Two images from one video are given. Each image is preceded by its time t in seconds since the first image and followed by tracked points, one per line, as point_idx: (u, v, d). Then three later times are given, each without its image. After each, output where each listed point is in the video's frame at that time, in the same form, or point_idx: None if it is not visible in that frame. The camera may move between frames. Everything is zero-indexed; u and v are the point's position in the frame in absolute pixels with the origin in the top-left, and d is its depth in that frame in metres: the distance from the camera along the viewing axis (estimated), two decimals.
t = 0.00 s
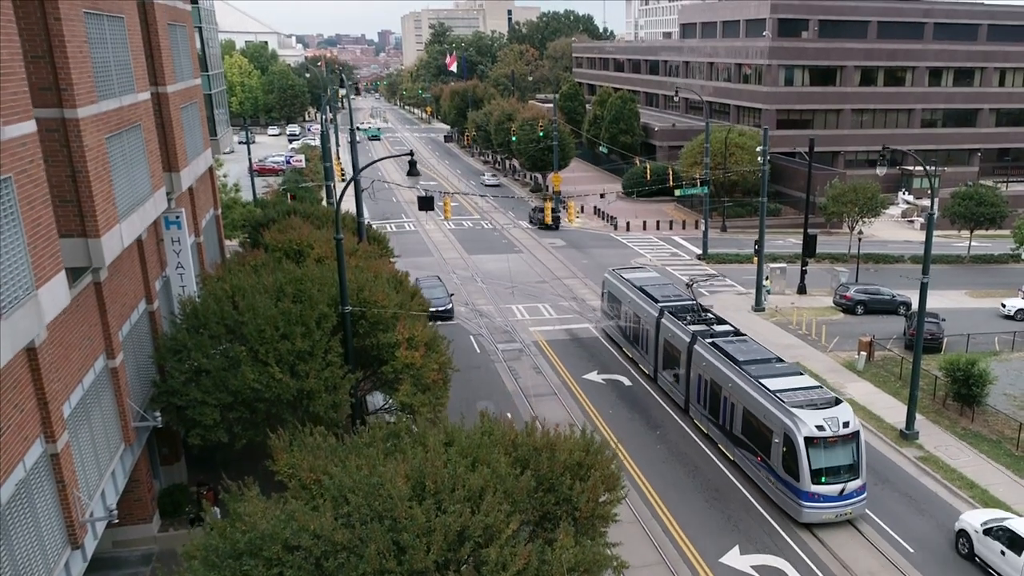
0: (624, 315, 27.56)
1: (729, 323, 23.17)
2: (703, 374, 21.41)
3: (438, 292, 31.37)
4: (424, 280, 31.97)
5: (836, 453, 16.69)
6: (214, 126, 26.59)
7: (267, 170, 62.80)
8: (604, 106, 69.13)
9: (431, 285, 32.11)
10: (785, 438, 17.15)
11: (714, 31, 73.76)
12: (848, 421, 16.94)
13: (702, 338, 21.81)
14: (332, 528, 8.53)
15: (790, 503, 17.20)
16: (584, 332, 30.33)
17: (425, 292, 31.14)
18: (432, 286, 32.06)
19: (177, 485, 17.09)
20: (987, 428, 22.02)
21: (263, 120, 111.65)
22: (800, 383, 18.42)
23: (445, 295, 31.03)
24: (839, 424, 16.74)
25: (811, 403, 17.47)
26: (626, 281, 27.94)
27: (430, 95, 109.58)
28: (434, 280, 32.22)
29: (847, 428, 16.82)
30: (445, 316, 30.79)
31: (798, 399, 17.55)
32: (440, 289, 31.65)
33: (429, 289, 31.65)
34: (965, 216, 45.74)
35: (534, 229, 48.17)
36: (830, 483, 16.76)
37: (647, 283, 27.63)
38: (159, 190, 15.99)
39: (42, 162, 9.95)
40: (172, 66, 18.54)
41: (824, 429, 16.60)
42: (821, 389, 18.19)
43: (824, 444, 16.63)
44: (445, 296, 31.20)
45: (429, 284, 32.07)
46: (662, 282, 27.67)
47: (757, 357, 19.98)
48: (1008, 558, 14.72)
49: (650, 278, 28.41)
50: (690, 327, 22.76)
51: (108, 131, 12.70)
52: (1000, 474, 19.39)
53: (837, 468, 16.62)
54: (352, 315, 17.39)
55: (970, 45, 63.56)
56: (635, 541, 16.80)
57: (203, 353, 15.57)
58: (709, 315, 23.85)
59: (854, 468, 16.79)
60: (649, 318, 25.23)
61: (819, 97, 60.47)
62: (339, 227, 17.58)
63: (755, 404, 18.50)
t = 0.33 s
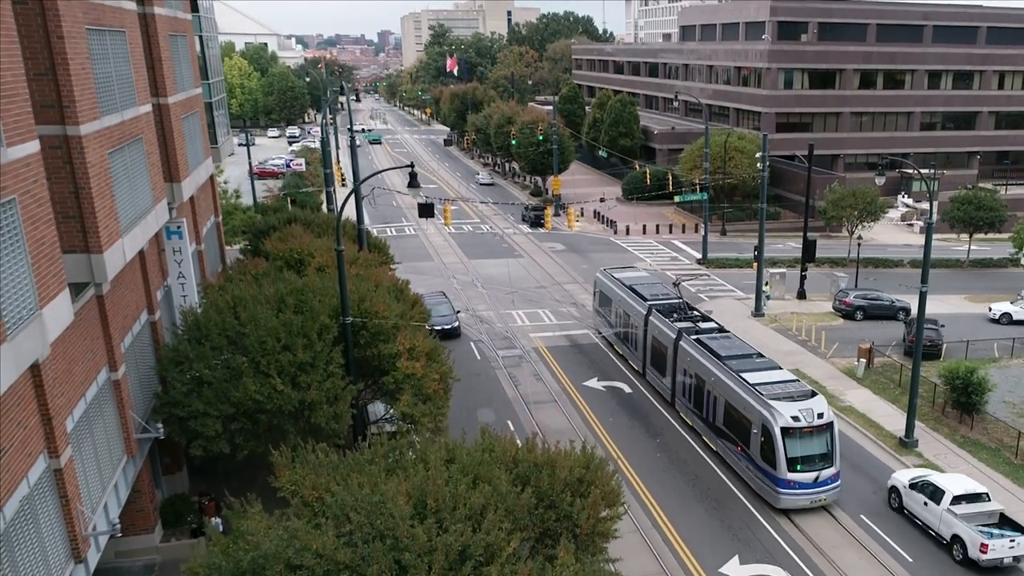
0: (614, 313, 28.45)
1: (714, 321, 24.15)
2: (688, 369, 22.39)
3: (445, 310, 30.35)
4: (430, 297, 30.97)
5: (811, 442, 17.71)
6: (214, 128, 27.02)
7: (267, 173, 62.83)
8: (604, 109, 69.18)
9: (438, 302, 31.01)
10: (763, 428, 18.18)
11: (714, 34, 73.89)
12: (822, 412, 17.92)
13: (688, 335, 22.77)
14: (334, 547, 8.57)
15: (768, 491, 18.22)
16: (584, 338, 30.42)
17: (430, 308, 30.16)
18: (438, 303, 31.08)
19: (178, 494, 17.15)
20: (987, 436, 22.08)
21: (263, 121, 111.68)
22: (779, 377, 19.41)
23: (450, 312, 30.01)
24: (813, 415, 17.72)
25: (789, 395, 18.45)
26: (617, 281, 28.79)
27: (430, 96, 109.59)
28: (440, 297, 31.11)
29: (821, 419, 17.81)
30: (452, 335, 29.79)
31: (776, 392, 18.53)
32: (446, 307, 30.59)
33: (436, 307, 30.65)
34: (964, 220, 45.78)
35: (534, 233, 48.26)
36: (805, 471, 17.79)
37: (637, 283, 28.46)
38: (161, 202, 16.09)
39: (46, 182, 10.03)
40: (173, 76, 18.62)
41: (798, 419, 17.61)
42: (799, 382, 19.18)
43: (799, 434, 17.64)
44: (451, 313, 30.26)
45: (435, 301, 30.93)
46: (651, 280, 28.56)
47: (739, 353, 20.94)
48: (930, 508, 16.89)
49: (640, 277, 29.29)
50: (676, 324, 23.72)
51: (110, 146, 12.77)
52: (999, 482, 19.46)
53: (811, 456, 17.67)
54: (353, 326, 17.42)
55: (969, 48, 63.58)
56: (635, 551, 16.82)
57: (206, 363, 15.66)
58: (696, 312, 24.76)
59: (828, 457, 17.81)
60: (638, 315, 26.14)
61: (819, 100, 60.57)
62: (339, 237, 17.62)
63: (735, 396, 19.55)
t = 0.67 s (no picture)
0: (605, 312, 29.73)
1: (699, 318, 25.32)
2: (673, 364, 23.54)
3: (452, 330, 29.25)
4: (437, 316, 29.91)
5: (787, 432, 18.79)
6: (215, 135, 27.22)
7: (267, 176, 62.90)
8: (604, 112, 69.21)
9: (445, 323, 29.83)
10: (742, 419, 19.29)
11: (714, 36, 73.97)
12: (798, 404, 19.01)
13: (673, 331, 23.94)
14: (336, 566, 8.63)
15: (747, 478, 19.32)
16: (584, 344, 30.47)
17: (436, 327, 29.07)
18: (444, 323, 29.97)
19: (180, 504, 17.18)
20: (985, 443, 22.15)
21: (263, 123, 111.68)
22: (757, 371, 20.58)
23: (458, 331, 28.90)
24: (789, 406, 18.82)
25: (767, 387, 19.57)
26: (607, 280, 30.12)
27: (430, 98, 109.62)
28: (447, 318, 29.97)
29: (797, 410, 18.91)
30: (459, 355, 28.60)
31: (755, 385, 19.65)
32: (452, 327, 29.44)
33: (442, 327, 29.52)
34: (964, 224, 45.85)
35: (534, 237, 48.35)
36: (782, 460, 18.88)
37: (626, 281, 29.79)
38: (162, 213, 16.16)
39: (50, 202, 10.09)
40: (175, 86, 18.72)
41: (775, 410, 18.69)
42: (777, 376, 20.29)
43: (776, 424, 18.72)
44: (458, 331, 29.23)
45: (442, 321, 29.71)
46: (641, 280, 29.74)
47: (721, 348, 22.10)
48: (867, 468, 19.38)
49: (630, 276, 30.61)
50: (663, 321, 24.93)
51: (113, 161, 12.81)
52: (999, 491, 19.52)
53: (788, 445, 18.75)
54: (354, 336, 17.49)
55: (969, 52, 63.61)
56: (635, 561, 16.86)
57: (208, 374, 15.72)
58: (682, 310, 25.92)
59: (803, 446, 18.90)
60: (627, 313, 27.43)
61: (818, 103, 60.61)
62: (340, 248, 17.70)
63: (716, 388, 20.72)
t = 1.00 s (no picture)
0: (597, 310, 30.65)
1: (685, 314, 26.40)
2: (660, 358, 24.62)
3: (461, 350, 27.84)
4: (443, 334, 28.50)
5: (765, 422, 19.91)
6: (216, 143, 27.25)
7: (268, 179, 62.98)
8: (604, 114, 69.24)
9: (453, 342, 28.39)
10: (724, 411, 20.42)
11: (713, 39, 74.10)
12: (776, 396, 20.14)
13: (661, 328, 25.01)
14: None
15: (728, 466, 20.45)
16: (585, 350, 30.50)
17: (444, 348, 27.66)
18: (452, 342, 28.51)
19: (182, 514, 17.25)
20: (985, 451, 22.21)
21: (263, 125, 111.77)
22: (739, 365, 21.70)
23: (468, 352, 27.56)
24: (768, 398, 19.93)
25: (747, 380, 20.69)
26: (598, 278, 31.09)
27: (430, 100, 109.67)
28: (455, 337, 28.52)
29: (775, 401, 20.04)
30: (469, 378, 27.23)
31: (736, 377, 20.76)
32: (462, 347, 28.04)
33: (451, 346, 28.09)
34: (963, 228, 45.91)
35: (534, 241, 48.44)
36: (761, 448, 19.98)
37: (616, 280, 30.77)
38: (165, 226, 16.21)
39: (55, 222, 10.17)
40: (177, 97, 18.80)
41: (754, 402, 19.80)
42: (758, 369, 21.40)
43: (755, 415, 19.86)
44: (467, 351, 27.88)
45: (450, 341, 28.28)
46: (630, 278, 30.72)
47: (705, 343, 23.19)
48: (817, 436, 21.88)
49: (619, 274, 31.63)
50: (650, 318, 26.02)
51: (117, 176, 12.89)
52: (998, 499, 19.59)
53: (766, 435, 19.88)
54: (357, 347, 17.57)
55: (969, 54, 63.66)
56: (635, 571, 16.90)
57: (211, 386, 15.76)
58: (669, 307, 27.00)
59: (780, 435, 20.04)
60: (617, 310, 28.38)
61: (818, 106, 60.64)
62: (342, 260, 17.83)
63: (699, 380, 21.85)
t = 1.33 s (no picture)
0: (588, 307, 31.48)
1: (672, 310, 27.26)
2: (646, 353, 25.53)
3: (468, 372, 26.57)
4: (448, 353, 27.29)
5: (745, 412, 20.88)
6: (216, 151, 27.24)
7: (268, 182, 63.06)
8: (604, 117, 69.27)
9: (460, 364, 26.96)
10: (705, 402, 21.39)
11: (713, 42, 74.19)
12: (755, 388, 21.04)
13: (647, 324, 25.89)
14: None
15: (710, 455, 21.48)
16: (585, 356, 30.52)
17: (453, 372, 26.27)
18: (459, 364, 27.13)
19: (184, 523, 17.33)
20: (984, 459, 22.29)
21: (263, 127, 111.81)
22: (720, 357, 22.56)
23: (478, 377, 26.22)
24: (747, 390, 20.83)
25: (727, 372, 21.58)
26: (590, 277, 31.84)
27: (430, 102, 109.73)
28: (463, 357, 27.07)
29: (754, 393, 20.95)
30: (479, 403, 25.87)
31: (717, 370, 21.67)
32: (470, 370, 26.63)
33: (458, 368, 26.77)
34: (963, 232, 45.98)
35: (534, 245, 48.53)
36: (740, 438, 21.03)
37: (607, 278, 31.50)
38: (167, 238, 16.25)
39: (60, 242, 10.26)
40: (179, 108, 18.83)
41: (734, 394, 20.73)
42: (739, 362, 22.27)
43: (735, 406, 20.81)
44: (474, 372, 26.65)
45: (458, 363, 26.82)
46: (620, 276, 31.51)
47: (689, 338, 24.01)
48: (773, 409, 24.38)
49: (611, 273, 32.38)
50: (637, 314, 26.88)
51: (121, 192, 12.97)
52: (997, 507, 19.66)
53: (745, 425, 20.88)
54: (358, 358, 17.64)
55: (969, 57, 63.68)
56: None
57: (213, 397, 15.83)
58: (657, 304, 27.88)
59: (758, 425, 21.04)
60: (607, 307, 29.27)
61: (818, 110, 60.65)
62: (344, 270, 17.93)
63: (682, 373, 22.74)
